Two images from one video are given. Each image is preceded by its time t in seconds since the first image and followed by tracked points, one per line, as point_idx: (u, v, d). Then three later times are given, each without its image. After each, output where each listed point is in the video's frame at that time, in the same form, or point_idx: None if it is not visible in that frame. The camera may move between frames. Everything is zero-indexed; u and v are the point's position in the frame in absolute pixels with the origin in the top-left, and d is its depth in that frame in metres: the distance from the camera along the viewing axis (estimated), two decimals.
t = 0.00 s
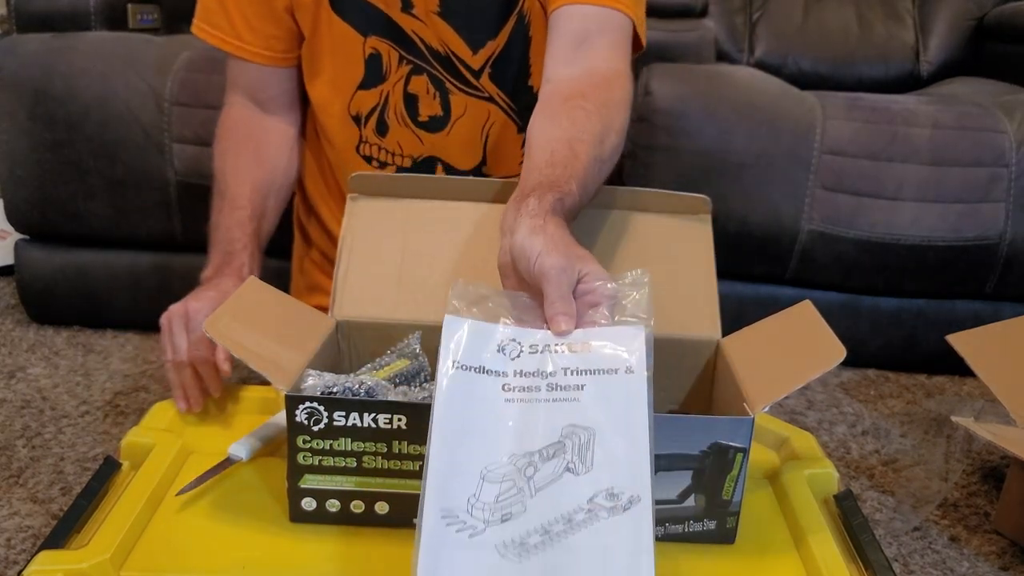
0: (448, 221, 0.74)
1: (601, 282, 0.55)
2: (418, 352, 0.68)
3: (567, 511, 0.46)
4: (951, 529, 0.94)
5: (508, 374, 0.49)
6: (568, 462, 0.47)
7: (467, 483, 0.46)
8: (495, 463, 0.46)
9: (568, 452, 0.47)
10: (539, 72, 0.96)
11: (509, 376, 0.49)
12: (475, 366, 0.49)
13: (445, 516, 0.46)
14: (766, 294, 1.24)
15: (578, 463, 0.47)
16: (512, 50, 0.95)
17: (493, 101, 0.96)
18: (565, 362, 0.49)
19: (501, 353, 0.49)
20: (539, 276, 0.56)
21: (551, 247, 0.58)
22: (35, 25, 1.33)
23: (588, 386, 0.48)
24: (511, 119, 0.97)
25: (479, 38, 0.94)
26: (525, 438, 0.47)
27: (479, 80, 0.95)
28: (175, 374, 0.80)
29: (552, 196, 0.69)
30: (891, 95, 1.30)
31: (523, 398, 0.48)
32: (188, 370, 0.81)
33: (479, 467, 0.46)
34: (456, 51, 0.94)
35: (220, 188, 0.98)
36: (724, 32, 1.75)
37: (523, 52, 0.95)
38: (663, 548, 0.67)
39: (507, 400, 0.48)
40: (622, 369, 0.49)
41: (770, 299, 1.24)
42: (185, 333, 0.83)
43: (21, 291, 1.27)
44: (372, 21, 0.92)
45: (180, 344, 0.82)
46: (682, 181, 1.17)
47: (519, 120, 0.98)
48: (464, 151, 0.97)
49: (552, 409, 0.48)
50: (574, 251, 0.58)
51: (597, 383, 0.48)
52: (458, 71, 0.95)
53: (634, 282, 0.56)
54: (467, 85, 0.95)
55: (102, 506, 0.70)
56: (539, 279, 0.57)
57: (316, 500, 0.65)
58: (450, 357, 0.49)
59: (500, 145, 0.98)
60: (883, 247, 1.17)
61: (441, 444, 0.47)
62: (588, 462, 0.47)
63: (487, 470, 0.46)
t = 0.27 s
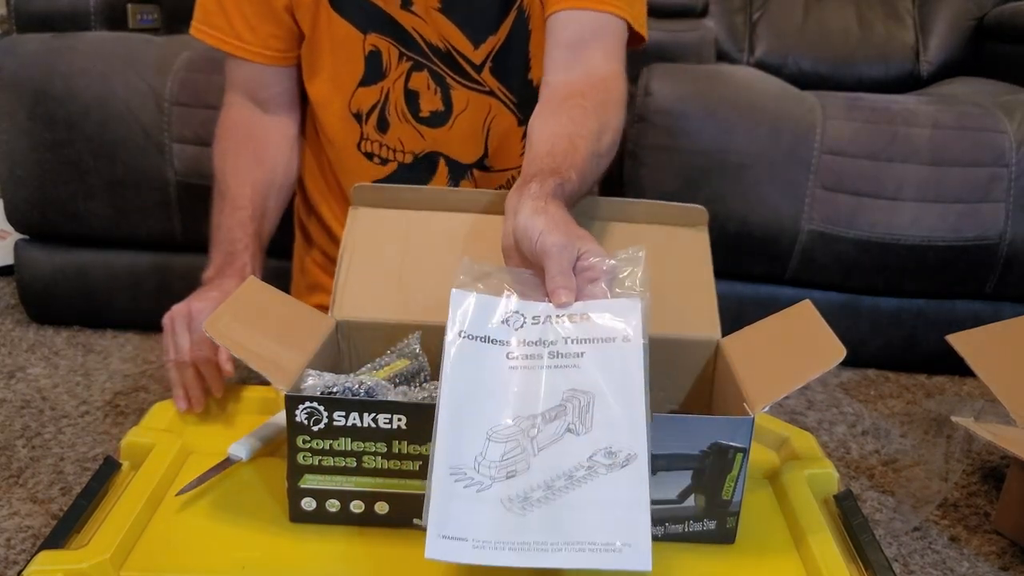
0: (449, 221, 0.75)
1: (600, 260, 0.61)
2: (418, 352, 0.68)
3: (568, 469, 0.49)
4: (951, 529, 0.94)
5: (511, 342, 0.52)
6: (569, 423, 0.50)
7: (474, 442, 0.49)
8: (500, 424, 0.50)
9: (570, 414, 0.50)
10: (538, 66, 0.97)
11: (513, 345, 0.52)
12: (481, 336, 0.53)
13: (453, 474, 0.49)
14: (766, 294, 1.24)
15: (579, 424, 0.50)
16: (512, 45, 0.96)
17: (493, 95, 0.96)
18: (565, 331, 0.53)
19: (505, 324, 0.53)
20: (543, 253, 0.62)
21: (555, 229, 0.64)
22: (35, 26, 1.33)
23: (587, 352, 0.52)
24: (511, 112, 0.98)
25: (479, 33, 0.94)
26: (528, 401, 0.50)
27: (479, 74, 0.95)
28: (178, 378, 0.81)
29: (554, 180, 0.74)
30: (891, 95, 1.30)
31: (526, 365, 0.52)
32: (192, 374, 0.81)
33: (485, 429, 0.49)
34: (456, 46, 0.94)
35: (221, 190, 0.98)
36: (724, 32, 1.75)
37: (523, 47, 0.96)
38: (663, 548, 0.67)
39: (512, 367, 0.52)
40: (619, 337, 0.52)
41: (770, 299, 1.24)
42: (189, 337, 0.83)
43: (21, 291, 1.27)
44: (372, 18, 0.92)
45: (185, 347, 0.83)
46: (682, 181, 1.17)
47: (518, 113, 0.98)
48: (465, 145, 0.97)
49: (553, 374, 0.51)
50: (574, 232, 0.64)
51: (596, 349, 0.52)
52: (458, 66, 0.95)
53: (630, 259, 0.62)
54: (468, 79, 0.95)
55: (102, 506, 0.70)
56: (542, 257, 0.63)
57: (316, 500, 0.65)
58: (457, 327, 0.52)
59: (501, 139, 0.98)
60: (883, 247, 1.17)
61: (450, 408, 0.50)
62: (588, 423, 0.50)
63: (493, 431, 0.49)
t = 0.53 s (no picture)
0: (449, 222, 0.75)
1: (601, 251, 0.62)
2: (417, 352, 0.68)
3: (573, 448, 0.50)
4: (951, 529, 0.94)
5: (517, 328, 0.54)
6: (574, 405, 0.51)
7: (483, 422, 0.51)
8: (507, 406, 0.51)
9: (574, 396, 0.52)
10: (538, 63, 0.97)
11: (519, 331, 0.54)
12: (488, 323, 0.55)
13: (463, 453, 0.50)
14: (766, 294, 1.24)
15: (583, 406, 0.51)
16: (513, 43, 0.96)
17: (494, 92, 0.96)
18: (569, 318, 0.55)
19: (511, 311, 0.55)
20: (545, 243, 0.64)
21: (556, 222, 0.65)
22: (35, 26, 1.33)
23: (590, 337, 0.54)
24: (512, 109, 0.98)
25: (480, 30, 0.94)
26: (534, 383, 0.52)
27: (481, 72, 0.95)
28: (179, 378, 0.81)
29: (554, 175, 0.74)
30: (891, 95, 1.30)
31: (532, 349, 0.54)
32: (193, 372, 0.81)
33: (493, 409, 0.51)
34: (457, 44, 0.94)
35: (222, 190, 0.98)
36: (724, 31, 1.75)
37: (524, 45, 0.96)
38: (662, 548, 0.67)
39: (517, 352, 0.53)
40: (620, 324, 0.54)
41: (771, 299, 1.24)
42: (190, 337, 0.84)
43: (21, 291, 1.27)
44: (372, 17, 0.92)
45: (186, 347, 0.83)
46: (682, 181, 1.17)
47: (519, 110, 0.98)
48: (466, 143, 0.97)
49: (558, 358, 0.53)
50: (575, 223, 0.65)
51: (598, 334, 0.54)
52: (459, 64, 0.95)
53: (630, 248, 0.63)
54: (469, 77, 0.95)
55: (102, 506, 0.71)
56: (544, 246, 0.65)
57: (316, 500, 0.65)
58: (465, 313, 0.54)
59: (502, 136, 0.98)
60: (883, 247, 1.17)
61: (459, 389, 0.51)
62: (591, 405, 0.51)
63: (500, 412, 0.51)
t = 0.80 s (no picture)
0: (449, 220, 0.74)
1: (602, 245, 0.61)
2: (416, 352, 0.68)
3: (579, 440, 0.49)
4: (955, 531, 0.93)
5: (521, 322, 0.54)
6: (579, 398, 0.51)
7: (489, 417, 0.50)
8: (513, 400, 0.50)
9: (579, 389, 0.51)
10: (539, 58, 0.96)
11: (522, 325, 0.54)
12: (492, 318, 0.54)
13: (470, 447, 0.49)
14: (768, 293, 1.23)
15: (588, 399, 0.51)
16: (514, 38, 0.95)
17: (495, 88, 0.95)
18: (573, 311, 0.54)
19: (515, 305, 0.54)
20: (547, 237, 0.63)
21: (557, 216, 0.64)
22: (29, 21, 1.32)
23: (595, 330, 0.53)
24: (512, 104, 0.97)
25: (481, 26, 0.93)
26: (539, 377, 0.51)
27: (482, 67, 0.94)
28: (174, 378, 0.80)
29: (554, 171, 0.73)
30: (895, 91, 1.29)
31: (536, 344, 0.53)
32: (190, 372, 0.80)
33: (499, 404, 0.50)
34: (457, 39, 0.93)
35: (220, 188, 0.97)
36: (727, 27, 1.73)
37: (524, 40, 0.95)
38: (664, 550, 0.66)
39: (522, 346, 0.53)
40: (624, 316, 0.54)
41: (773, 298, 1.23)
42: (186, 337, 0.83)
43: (15, 290, 1.26)
44: (372, 12, 0.91)
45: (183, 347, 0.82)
46: (683, 178, 1.16)
47: (519, 105, 0.97)
48: (467, 139, 0.96)
49: (562, 352, 0.52)
50: (577, 218, 0.64)
51: (602, 327, 0.53)
52: (460, 59, 0.94)
53: (632, 240, 0.62)
54: (470, 72, 0.94)
55: (97, 507, 0.70)
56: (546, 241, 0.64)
57: (313, 501, 0.64)
58: (469, 308, 0.53)
59: (503, 132, 0.97)
60: (887, 245, 1.16)
61: (465, 385, 0.50)
62: (597, 397, 0.51)
63: (507, 406, 0.50)
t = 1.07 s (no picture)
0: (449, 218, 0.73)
1: (602, 242, 0.60)
2: (415, 350, 0.67)
3: (577, 443, 0.49)
4: (961, 532, 0.92)
5: (519, 322, 0.53)
6: (577, 400, 0.50)
7: (486, 418, 0.49)
8: (510, 401, 0.50)
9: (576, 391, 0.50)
10: (539, 53, 0.94)
11: (521, 324, 0.53)
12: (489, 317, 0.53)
13: (466, 449, 0.49)
14: (771, 290, 1.22)
15: (586, 401, 0.50)
16: (513, 32, 0.93)
17: (495, 83, 0.94)
18: (571, 311, 0.53)
19: (513, 304, 0.54)
20: (546, 234, 0.62)
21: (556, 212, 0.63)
22: (22, 16, 1.32)
23: (593, 330, 0.52)
24: (512, 100, 0.95)
25: (480, 20, 0.92)
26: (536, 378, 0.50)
27: (481, 63, 0.93)
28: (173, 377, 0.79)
29: (554, 167, 0.72)
30: (899, 86, 1.27)
31: (535, 344, 0.52)
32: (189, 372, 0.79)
33: (496, 405, 0.49)
34: (457, 34, 0.92)
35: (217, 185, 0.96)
36: (729, 22, 1.72)
37: (524, 34, 0.93)
38: (667, 553, 0.65)
39: (520, 345, 0.52)
40: (623, 316, 0.53)
41: (776, 296, 1.22)
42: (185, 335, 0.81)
43: (8, 288, 1.25)
44: (370, 7, 0.90)
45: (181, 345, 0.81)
46: (683, 175, 1.15)
47: (519, 101, 0.95)
48: (466, 135, 0.95)
49: (560, 353, 0.51)
50: (576, 214, 0.63)
51: (601, 327, 0.52)
52: (459, 55, 0.93)
53: (632, 239, 0.60)
54: (469, 67, 0.93)
55: (92, 508, 0.69)
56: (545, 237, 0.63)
57: (311, 502, 0.64)
58: (467, 307, 0.53)
59: (502, 128, 0.96)
60: (892, 243, 1.15)
61: (462, 387, 0.50)
62: (594, 399, 0.50)
63: (503, 408, 0.49)
